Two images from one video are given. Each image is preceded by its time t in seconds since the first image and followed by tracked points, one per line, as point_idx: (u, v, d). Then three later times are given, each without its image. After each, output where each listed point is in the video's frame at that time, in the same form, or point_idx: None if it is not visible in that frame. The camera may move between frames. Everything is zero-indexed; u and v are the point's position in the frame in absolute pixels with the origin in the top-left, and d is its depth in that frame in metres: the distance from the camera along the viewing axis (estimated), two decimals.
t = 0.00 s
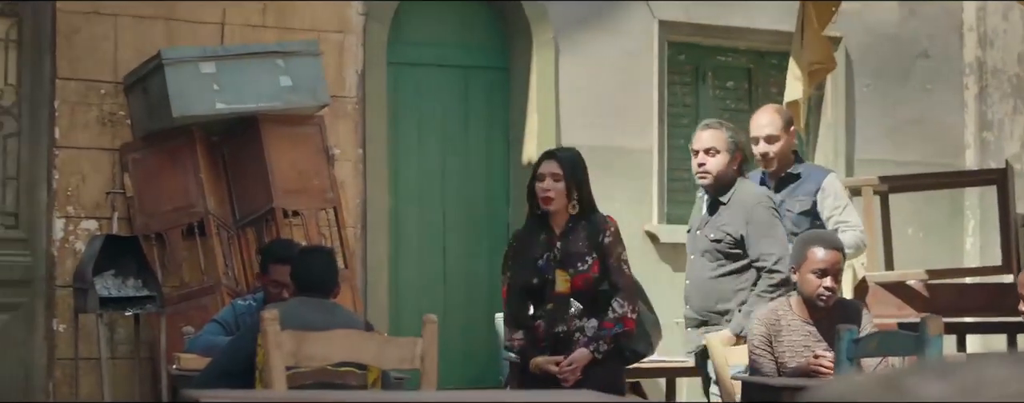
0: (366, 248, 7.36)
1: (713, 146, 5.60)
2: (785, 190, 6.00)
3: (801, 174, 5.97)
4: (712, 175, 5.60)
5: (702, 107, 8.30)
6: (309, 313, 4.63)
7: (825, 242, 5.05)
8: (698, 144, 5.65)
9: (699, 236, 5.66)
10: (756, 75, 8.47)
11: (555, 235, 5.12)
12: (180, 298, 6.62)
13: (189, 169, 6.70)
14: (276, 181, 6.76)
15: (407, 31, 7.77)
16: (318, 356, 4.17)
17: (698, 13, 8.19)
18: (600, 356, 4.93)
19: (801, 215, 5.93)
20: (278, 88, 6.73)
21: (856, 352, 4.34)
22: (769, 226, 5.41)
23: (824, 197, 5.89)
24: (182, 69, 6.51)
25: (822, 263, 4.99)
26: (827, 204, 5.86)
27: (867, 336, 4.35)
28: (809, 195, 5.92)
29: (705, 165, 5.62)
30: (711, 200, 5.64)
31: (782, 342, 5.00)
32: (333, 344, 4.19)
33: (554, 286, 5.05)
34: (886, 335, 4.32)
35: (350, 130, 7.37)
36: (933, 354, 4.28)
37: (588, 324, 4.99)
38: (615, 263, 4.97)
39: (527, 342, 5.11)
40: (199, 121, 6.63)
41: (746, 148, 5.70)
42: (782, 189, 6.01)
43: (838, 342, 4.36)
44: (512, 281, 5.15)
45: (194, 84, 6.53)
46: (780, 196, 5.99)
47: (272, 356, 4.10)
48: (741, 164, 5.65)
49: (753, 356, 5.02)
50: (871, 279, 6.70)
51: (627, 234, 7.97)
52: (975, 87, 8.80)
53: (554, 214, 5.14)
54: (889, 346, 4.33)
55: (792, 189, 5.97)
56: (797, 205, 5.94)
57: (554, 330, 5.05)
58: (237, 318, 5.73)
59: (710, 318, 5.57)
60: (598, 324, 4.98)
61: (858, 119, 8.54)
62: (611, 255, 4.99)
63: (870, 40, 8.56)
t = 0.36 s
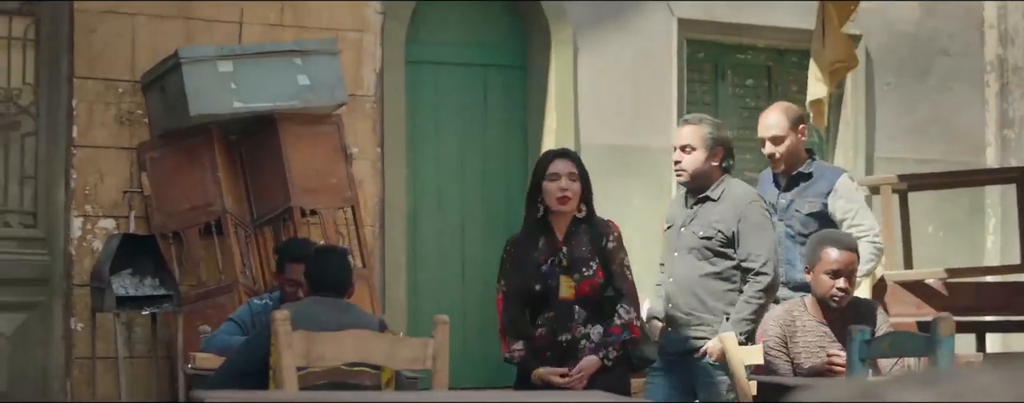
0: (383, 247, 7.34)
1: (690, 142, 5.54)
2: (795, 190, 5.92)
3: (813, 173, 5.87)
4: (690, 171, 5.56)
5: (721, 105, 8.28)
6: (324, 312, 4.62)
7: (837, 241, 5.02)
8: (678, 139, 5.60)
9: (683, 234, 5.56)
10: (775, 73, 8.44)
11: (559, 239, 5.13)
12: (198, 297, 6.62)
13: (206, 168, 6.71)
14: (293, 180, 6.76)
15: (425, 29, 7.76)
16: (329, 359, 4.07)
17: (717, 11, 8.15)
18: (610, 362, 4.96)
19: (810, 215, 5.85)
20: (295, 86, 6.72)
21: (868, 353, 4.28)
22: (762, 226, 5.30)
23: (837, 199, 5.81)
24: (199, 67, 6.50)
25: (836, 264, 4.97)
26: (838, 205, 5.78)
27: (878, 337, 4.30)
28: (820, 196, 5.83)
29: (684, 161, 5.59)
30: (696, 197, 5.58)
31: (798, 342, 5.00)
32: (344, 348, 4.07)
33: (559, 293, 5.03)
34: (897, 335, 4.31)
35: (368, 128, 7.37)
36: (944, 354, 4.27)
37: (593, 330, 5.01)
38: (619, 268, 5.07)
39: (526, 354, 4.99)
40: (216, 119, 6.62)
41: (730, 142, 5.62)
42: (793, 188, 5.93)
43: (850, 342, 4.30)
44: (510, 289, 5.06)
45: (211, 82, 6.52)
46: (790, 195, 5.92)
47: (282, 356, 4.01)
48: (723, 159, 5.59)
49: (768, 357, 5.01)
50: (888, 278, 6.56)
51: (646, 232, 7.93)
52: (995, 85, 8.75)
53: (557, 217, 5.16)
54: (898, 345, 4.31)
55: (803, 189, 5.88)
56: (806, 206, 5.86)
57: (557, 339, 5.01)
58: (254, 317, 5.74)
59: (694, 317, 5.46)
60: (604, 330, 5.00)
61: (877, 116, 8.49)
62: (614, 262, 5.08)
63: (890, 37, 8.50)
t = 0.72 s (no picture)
0: (398, 239, 7.34)
1: (657, 143, 5.37)
2: (760, 187, 5.76)
3: (777, 170, 5.73)
4: (655, 172, 5.42)
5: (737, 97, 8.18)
6: (333, 306, 4.61)
7: (840, 235, 5.08)
8: (643, 138, 5.44)
9: (659, 233, 5.35)
10: (792, 66, 8.35)
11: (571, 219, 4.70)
12: (213, 290, 6.62)
13: (220, 161, 6.70)
14: (308, 174, 6.76)
15: (439, 22, 7.72)
16: (337, 352, 4.01)
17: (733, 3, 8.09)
18: (625, 349, 4.65)
19: (777, 213, 5.70)
20: (309, 80, 6.71)
21: (877, 347, 4.31)
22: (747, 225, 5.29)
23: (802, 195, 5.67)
24: (213, 61, 6.48)
25: (841, 259, 5.03)
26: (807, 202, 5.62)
27: (887, 332, 4.33)
28: (787, 192, 5.69)
29: (649, 162, 5.43)
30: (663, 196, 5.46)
31: (809, 336, 5.04)
32: (351, 339, 4.02)
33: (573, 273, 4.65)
34: (906, 329, 4.31)
35: (382, 120, 7.35)
36: (950, 349, 4.24)
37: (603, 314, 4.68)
38: (627, 246, 4.73)
39: (536, 341, 4.61)
40: (230, 112, 6.61)
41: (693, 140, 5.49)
42: (758, 185, 5.78)
43: (858, 338, 4.30)
44: (519, 270, 4.64)
45: (225, 75, 6.51)
46: (755, 194, 5.76)
47: (289, 349, 3.95)
48: (687, 158, 5.45)
49: (780, 350, 5.04)
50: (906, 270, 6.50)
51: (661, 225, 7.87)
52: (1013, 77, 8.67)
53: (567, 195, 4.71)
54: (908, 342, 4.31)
55: (768, 186, 5.73)
56: (772, 203, 5.71)
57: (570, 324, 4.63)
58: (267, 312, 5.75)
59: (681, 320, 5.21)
60: (616, 314, 4.68)
61: (894, 107, 8.42)
62: (622, 240, 4.74)
63: (906, 30, 8.44)
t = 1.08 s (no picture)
0: (416, 230, 7.34)
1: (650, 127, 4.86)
2: (716, 167, 5.45)
3: (734, 150, 5.45)
4: (640, 157, 4.92)
5: (756, 89, 8.05)
6: (346, 298, 4.61)
7: (855, 230, 5.17)
8: (626, 121, 4.88)
9: (640, 219, 4.93)
10: (810, 56, 8.18)
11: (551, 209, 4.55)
12: (228, 282, 6.64)
13: (237, 153, 6.71)
14: (325, 166, 6.76)
15: (456, 14, 7.71)
16: (347, 344, 3.97)
17: None
18: (602, 346, 4.54)
19: (737, 193, 5.40)
20: (326, 72, 6.71)
21: (887, 341, 4.40)
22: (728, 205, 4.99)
23: (763, 174, 5.41)
24: (229, 53, 6.47)
25: (854, 252, 5.13)
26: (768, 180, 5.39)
27: (897, 326, 4.41)
28: (745, 171, 5.41)
29: (635, 147, 4.91)
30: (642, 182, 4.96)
31: (823, 328, 5.05)
32: (363, 330, 3.98)
33: (554, 265, 4.51)
34: (915, 323, 4.38)
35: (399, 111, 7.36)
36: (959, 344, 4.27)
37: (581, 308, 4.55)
38: (608, 240, 4.61)
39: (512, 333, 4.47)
40: (247, 104, 6.62)
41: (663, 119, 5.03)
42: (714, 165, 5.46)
43: (868, 331, 4.42)
44: (497, 259, 4.48)
45: (241, 67, 6.50)
46: (712, 174, 5.43)
47: (298, 341, 3.91)
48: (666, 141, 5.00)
49: (794, 343, 5.02)
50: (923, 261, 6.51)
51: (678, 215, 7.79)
52: None
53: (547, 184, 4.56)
54: (918, 337, 4.38)
55: (726, 167, 5.43)
56: (731, 183, 5.40)
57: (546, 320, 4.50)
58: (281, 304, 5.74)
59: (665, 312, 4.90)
60: (594, 311, 4.55)
61: (913, 97, 8.25)
62: (603, 234, 4.61)
63: (925, 20, 8.27)
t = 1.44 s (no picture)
0: (434, 226, 7.29)
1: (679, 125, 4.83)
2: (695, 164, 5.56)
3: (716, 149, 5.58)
4: (668, 158, 4.85)
5: (777, 84, 7.98)
6: (364, 293, 4.63)
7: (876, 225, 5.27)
8: (652, 119, 4.82)
9: (659, 224, 4.88)
10: (832, 51, 8.09)
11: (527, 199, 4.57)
12: (246, 277, 6.66)
13: (255, 147, 6.70)
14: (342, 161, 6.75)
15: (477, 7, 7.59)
16: (357, 341, 3.92)
17: None
18: (585, 326, 4.53)
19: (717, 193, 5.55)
20: (344, 67, 6.69)
21: (900, 338, 4.33)
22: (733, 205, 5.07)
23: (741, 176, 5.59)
24: (247, 48, 6.49)
25: (875, 248, 5.22)
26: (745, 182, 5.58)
27: (909, 322, 4.35)
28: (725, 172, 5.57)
29: (664, 147, 4.84)
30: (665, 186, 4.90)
31: (843, 322, 5.17)
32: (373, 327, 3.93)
33: (524, 254, 4.51)
34: (929, 319, 4.33)
35: (418, 105, 7.35)
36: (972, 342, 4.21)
37: (561, 296, 4.53)
38: (592, 228, 4.56)
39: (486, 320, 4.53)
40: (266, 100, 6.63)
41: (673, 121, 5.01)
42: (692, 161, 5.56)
43: (882, 327, 4.34)
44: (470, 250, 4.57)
45: (259, 62, 6.51)
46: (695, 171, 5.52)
47: (310, 338, 3.86)
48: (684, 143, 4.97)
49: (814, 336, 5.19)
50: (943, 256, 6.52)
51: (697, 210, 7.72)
52: None
53: (522, 175, 4.59)
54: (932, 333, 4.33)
55: (708, 164, 5.55)
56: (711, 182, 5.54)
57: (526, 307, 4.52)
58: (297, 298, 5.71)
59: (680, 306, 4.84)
60: (578, 294, 4.54)
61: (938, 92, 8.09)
62: (584, 221, 4.57)
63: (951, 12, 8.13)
